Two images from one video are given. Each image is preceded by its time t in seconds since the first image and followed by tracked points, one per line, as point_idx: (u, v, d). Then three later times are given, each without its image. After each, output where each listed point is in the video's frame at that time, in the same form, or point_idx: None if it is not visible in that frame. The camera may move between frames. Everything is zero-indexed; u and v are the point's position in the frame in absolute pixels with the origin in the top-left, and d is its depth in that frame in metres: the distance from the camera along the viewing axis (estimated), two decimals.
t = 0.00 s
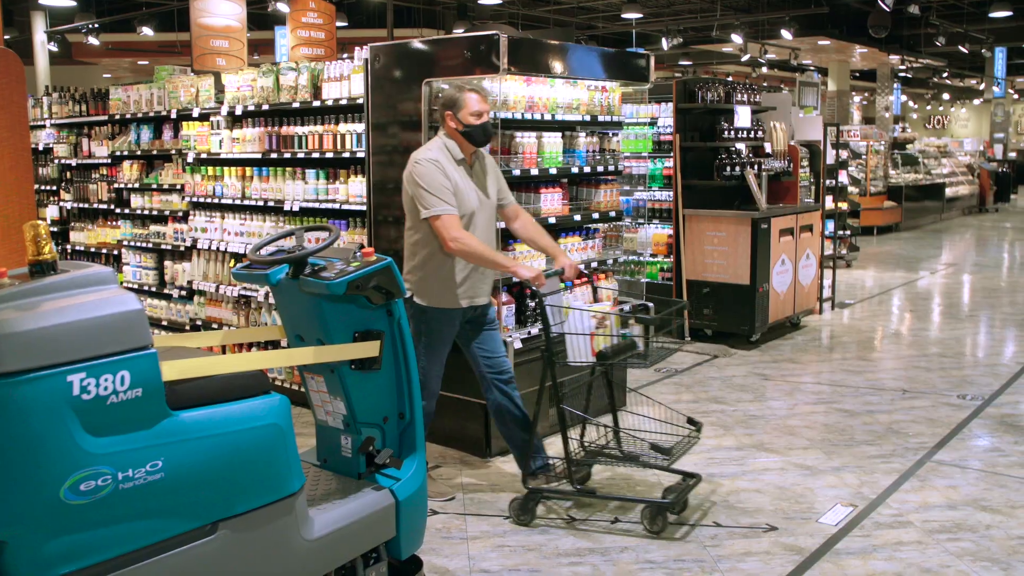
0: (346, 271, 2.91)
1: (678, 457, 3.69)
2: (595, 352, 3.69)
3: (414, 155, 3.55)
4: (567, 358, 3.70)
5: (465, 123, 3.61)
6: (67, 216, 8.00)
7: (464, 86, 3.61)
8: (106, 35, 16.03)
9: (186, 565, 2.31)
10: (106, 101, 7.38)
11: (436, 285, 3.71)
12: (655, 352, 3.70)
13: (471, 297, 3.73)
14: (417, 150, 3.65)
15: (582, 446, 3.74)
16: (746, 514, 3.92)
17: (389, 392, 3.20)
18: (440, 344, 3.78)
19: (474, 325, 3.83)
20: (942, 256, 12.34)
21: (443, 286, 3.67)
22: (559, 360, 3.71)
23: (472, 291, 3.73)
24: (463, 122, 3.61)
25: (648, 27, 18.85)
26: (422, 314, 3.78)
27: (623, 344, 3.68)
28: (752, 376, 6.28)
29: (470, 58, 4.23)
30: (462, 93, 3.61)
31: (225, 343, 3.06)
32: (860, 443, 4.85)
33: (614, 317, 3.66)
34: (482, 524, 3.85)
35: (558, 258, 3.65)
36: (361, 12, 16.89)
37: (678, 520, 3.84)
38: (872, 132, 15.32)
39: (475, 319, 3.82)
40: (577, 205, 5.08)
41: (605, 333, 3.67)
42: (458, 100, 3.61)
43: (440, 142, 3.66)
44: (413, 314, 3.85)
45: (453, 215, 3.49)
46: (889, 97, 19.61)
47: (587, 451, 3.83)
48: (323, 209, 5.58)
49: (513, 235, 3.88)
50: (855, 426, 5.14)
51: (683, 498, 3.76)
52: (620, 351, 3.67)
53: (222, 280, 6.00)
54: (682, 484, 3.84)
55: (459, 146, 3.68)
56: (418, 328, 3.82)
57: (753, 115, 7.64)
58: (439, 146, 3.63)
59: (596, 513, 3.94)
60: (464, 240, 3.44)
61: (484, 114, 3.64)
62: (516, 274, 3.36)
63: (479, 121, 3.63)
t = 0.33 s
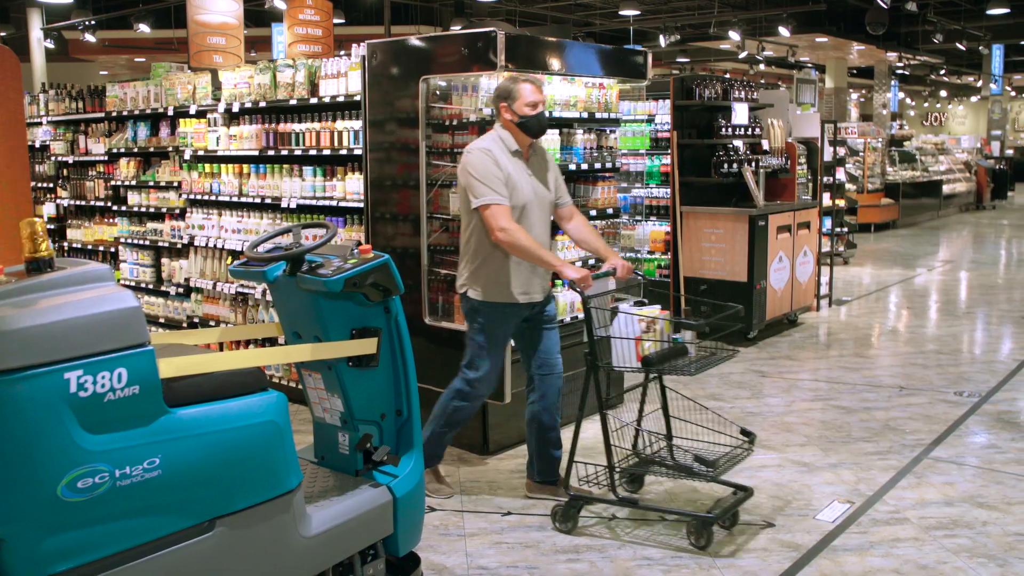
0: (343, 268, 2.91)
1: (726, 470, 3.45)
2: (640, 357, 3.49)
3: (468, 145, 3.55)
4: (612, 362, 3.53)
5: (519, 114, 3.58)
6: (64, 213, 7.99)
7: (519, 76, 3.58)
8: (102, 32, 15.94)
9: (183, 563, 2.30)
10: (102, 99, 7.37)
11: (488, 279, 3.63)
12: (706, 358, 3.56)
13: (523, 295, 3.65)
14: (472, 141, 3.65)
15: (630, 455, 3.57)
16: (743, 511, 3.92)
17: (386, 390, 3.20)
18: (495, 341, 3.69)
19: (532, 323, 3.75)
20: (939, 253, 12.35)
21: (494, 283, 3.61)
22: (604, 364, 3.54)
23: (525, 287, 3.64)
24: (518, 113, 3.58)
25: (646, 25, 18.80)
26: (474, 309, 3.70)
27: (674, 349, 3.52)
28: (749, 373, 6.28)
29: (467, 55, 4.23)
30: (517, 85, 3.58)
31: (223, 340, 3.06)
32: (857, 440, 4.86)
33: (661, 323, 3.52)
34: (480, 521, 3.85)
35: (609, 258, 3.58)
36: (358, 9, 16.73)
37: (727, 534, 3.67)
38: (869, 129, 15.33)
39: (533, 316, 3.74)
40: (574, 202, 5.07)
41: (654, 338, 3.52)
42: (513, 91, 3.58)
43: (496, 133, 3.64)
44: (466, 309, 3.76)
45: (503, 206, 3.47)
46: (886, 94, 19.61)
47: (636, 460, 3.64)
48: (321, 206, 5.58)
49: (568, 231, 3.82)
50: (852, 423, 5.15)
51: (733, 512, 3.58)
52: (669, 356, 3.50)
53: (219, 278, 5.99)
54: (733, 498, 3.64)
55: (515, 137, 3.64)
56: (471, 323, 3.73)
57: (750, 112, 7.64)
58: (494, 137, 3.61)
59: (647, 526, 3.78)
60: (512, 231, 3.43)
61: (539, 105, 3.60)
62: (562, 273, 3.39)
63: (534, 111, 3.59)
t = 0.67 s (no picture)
0: (340, 264, 2.91)
1: (772, 483, 3.26)
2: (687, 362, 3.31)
3: (514, 138, 3.47)
4: (656, 368, 3.38)
5: (568, 106, 3.48)
6: (61, 210, 7.98)
7: (567, 68, 3.48)
8: (99, 28, 15.85)
9: (181, 559, 2.31)
10: (99, 95, 7.35)
11: (538, 272, 3.58)
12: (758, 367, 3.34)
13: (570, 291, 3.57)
14: (520, 133, 3.58)
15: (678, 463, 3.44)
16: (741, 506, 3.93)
17: (384, 385, 3.20)
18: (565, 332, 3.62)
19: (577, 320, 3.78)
20: (937, 249, 12.36)
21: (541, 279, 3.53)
22: (648, 370, 3.38)
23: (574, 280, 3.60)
24: (567, 105, 3.49)
25: (644, 21, 18.72)
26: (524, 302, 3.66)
27: (723, 357, 3.29)
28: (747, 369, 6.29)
29: (465, 51, 4.23)
30: (566, 76, 3.49)
31: (221, 336, 3.05)
32: (855, 436, 4.86)
33: (712, 327, 3.32)
34: (478, 517, 3.86)
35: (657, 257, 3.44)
36: (356, 4, 16.63)
37: (777, 552, 3.48)
38: (867, 125, 15.33)
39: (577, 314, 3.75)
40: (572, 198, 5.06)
41: (702, 343, 3.31)
42: (561, 83, 3.49)
43: (544, 125, 3.56)
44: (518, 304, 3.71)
45: (549, 199, 3.37)
46: (884, 91, 19.58)
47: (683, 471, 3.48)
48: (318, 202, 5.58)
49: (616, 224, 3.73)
50: (849, 419, 5.16)
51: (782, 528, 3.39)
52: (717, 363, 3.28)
53: (217, 274, 6.00)
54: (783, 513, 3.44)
55: (564, 130, 3.55)
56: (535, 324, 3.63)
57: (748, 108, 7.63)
58: (542, 129, 3.54)
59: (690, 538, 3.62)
60: (557, 226, 3.33)
61: (589, 97, 3.50)
62: (605, 274, 3.22)
63: (583, 103, 3.49)
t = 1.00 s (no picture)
0: (338, 260, 2.90)
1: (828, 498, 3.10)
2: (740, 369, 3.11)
3: (555, 146, 3.31)
4: (707, 375, 3.18)
5: (615, 109, 3.28)
6: (59, 205, 7.96)
7: (613, 68, 3.29)
8: (96, 24, 15.79)
9: (179, 555, 2.31)
10: (96, 90, 7.34)
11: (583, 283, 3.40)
12: (815, 374, 3.16)
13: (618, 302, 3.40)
14: (564, 138, 3.40)
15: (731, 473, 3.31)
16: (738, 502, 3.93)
17: (382, 381, 3.20)
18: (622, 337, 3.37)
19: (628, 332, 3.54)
20: (935, 245, 12.36)
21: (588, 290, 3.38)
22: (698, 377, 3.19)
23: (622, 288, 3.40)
24: (614, 108, 3.29)
25: (642, 17, 18.67)
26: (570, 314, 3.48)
27: (777, 364, 3.14)
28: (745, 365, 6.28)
29: (463, 47, 4.23)
30: (612, 77, 3.28)
31: (218, 332, 3.05)
32: (852, 432, 4.87)
33: (766, 332, 3.13)
34: (475, 513, 3.86)
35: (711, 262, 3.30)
36: None
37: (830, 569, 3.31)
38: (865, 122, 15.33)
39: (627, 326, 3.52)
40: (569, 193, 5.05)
41: (757, 349, 3.12)
42: (607, 85, 3.29)
43: (588, 129, 3.38)
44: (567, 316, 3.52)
45: (591, 210, 3.22)
46: (883, 86, 19.55)
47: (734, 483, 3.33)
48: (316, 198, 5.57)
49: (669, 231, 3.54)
50: (847, 415, 5.16)
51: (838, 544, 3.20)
52: (771, 370, 3.13)
53: (215, 270, 5.99)
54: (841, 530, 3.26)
55: (609, 134, 3.35)
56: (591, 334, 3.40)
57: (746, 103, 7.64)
58: (585, 134, 3.36)
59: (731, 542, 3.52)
60: (597, 238, 3.18)
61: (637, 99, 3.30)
62: (653, 277, 3.06)
63: (632, 106, 3.29)
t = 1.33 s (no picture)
0: (336, 255, 2.90)
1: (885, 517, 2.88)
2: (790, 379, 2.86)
3: (600, 136, 3.16)
4: (757, 383, 2.96)
5: (663, 96, 3.13)
6: (56, 200, 7.95)
7: (660, 53, 3.13)
8: (95, 19, 15.75)
9: (177, 550, 2.31)
10: (94, 86, 7.32)
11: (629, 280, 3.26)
12: (877, 383, 2.85)
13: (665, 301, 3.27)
14: (605, 129, 3.25)
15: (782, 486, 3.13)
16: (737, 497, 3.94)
17: (380, 376, 3.21)
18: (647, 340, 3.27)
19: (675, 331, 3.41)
20: (933, 240, 12.38)
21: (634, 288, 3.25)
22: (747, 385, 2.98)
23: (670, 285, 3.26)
24: (662, 95, 3.13)
25: (641, 12, 18.64)
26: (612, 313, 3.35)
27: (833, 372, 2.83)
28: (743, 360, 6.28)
29: (461, 42, 4.23)
30: (660, 61, 3.12)
31: (217, 328, 3.05)
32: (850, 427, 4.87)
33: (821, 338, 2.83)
34: (474, 507, 3.86)
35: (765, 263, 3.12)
36: None
37: None
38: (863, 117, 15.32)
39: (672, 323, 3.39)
40: (568, 188, 5.05)
41: (809, 357, 2.84)
42: (655, 70, 3.12)
43: (632, 119, 3.23)
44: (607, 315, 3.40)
45: (638, 204, 3.08)
46: (881, 81, 19.53)
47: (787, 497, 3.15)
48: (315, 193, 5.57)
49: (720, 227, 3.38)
50: (845, 410, 5.16)
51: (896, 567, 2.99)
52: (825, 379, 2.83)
53: (213, 265, 5.99)
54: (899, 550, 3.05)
55: (655, 122, 3.20)
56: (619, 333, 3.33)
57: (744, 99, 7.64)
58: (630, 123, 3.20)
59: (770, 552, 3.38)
60: (646, 236, 3.03)
61: (686, 84, 3.14)
62: (702, 279, 2.91)
63: (679, 92, 3.14)
